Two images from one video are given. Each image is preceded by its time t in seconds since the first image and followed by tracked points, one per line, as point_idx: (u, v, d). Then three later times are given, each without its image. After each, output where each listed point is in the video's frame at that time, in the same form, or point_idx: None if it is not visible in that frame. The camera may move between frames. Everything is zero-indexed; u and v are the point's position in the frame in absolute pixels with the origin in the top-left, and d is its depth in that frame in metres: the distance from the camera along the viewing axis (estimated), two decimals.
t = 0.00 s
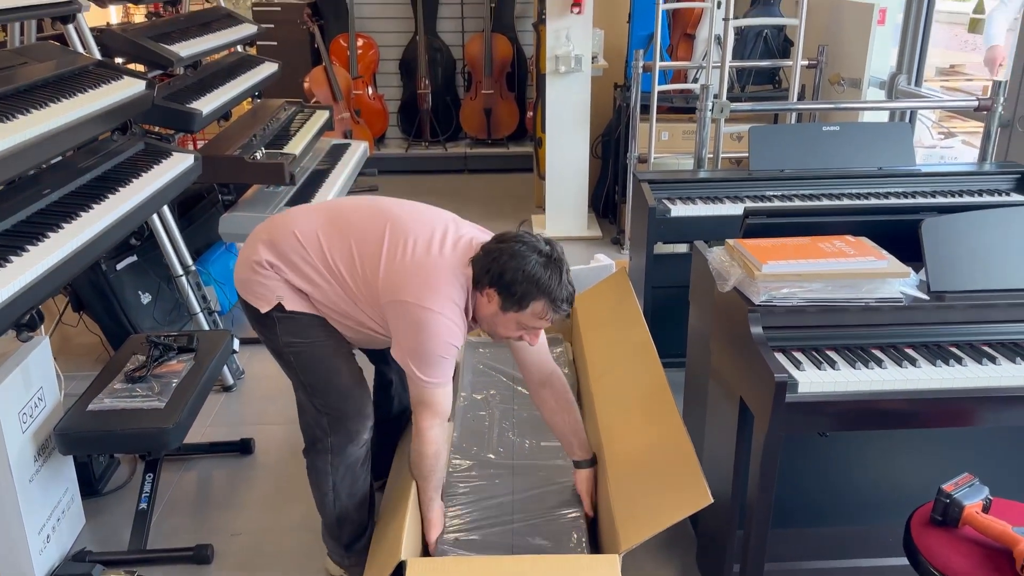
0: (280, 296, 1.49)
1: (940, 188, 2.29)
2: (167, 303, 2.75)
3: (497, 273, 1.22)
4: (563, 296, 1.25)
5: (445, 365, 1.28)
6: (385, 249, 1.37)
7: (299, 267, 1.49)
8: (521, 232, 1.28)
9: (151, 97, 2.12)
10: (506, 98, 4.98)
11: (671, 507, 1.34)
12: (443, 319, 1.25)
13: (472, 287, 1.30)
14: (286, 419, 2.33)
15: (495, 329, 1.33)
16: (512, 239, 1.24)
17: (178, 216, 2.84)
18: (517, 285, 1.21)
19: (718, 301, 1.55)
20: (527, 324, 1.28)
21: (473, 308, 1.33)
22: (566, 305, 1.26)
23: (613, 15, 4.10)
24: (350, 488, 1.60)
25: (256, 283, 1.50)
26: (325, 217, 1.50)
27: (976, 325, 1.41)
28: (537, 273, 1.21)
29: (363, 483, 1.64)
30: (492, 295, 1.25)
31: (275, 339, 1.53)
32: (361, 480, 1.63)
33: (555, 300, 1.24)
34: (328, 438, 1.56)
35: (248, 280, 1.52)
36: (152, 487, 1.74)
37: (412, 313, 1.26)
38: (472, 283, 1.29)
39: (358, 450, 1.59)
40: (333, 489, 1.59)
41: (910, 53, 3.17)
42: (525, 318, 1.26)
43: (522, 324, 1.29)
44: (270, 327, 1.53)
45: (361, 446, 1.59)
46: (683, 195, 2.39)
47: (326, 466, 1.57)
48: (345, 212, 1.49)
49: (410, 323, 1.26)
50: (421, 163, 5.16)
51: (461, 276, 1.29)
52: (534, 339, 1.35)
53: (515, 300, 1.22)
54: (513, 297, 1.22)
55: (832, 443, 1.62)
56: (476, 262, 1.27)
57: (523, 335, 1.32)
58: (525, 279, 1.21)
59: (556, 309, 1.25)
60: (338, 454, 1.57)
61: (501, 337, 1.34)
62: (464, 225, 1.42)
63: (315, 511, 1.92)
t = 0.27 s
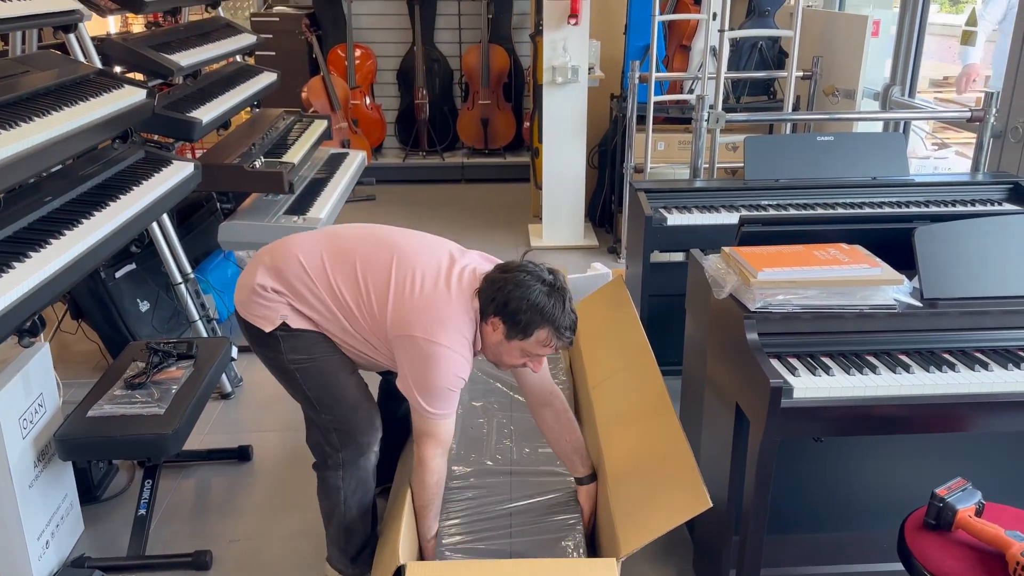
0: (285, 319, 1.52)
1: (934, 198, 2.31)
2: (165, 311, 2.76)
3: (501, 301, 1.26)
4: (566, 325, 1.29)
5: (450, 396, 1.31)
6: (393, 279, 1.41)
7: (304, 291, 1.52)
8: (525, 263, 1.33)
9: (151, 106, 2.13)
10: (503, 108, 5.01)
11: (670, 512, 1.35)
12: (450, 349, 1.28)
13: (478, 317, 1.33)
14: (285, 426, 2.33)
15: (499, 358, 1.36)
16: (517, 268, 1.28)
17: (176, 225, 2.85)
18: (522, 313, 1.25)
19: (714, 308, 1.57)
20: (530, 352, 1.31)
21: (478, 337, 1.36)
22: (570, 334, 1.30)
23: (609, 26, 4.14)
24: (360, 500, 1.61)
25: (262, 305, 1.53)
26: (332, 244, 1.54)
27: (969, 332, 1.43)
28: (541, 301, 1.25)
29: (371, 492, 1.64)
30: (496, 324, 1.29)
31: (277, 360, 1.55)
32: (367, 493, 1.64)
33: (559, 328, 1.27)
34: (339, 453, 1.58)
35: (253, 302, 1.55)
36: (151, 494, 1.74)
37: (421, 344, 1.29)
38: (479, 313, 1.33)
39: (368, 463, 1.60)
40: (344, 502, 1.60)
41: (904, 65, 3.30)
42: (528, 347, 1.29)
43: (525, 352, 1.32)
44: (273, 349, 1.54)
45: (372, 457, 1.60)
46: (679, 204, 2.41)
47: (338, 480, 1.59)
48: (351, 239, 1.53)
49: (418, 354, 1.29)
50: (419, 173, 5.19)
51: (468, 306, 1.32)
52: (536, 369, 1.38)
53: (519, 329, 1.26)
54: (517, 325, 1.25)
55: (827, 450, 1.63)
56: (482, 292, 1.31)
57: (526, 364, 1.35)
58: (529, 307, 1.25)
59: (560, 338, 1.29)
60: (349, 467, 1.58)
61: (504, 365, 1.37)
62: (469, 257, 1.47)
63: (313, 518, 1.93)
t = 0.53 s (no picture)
0: (281, 337, 1.56)
1: (929, 207, 2.34)
2: (166, 318, 2.77)
3: (486, 309, 1.31)
4: (550, 328, 1.33)
5: (436, 403, 1.34)
6: (381, 293, 1.45)
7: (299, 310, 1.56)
8: (506, 270, 1.38)
9: (154, 115, 2.15)
10: (502, 118, 5.05)
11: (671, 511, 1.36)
12: (433, 355, 1.32)
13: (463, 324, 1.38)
14: (285, 433, 2.35)
15: (488, 363, 1.40)
16: (498, 275, 1.34)
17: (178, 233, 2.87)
18: (505, 317, 1.30)
19: (712, 314, 1.59)
20: (518, 356, 1.35)
21: (466, 344, 1.40)
22: (554, 336, 1.34)
23: (607, 37, 4.18)
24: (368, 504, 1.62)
25: (257, 323, 1.56)
26: (324, 265, 1.59)
27: (963, 339, 1.45)
28: (524, 306, 1.30)
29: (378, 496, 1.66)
30: (483, 331, 1.34)
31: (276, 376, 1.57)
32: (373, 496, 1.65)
33: (543, 331, 1.32)
34: (347, 459, 1.58)
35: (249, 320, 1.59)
36: (153, 499, 1.76)
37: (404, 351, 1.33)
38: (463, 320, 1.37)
39: (375, 467, 1.61)
40: (352, 507, 1.61)
41: (900, 74, 3.31)
42: (515, 350, 1.34)
43: (514, 356, 1.36)
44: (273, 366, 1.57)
45: (379, 461, 1.61)
46: (677, 213, 2.44)
47: (347, 485, 1.60)
48: (343, 260, 1.58)
49: (402, 361, 1.33)
50: (418, 182, 5.21)
51: (451, 315, 1.37)
52: (524, 373, 1.42)
53: (504, 333, 1.31)
54: (502, 329, 1.30)
55: (824, 456, 1.65)
56: (466, 300, 1.36)
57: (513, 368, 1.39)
58: (512, 312, 1.30)
59: (545, 341, 1.33)
60: (358, 472, 1.59)
61: (495, 371, 1.41)
62: (456, 270, 1.51)
63: (314, 524, 1.94)
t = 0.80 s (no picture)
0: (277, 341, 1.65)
1: (926, 217, 2.36)
2: (169, 326, 2.79)
3: (466, 280, 1.39)
4: (529, 291, 1.39)
5: (417, 372, 1.43)
6: (365, 280, 1.55)
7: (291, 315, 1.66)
8: (482, 242, 1.46)
9: (159, 125, 2.18)
10: (502, 128, 5.07)
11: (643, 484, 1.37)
12: (415, 324, 1.42)
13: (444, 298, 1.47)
14: (287, 440, 2.36)
15: (475, 336, 1.47)
16: (474, 247, 1.42)
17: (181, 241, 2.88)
18: (482, 284, 1.37)
19: (712, 322, 1.60)
20: (498, 322, 1.42)
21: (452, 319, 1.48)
22: (534, 300, 1.40)
23: (607, 49, 4.21)
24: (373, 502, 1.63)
25: (255, 324, 1.67)
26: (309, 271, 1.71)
27: (960, 347, 1.47)
28: (500, 273, 1.37)
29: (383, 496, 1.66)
30: (465, 303, 1.41)
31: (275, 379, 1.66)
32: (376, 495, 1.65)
33: (522, 296, 1.38)
34: (349, 453, 1.61)
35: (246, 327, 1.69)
36: (157, 505, 1.77)
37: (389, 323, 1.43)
38: (443, 294, 1.46)
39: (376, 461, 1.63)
40: (357, 504, 1.62)
41: (898, 86, 3.33)
42: (498, 316, 1.40)
43: (494, 323, 1.43)
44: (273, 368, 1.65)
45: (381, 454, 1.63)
46: (676, 223, 2.46)
47: (352, 481, 1.61)
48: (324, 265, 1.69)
49: (387, 332, 1.43)
50: (419, 192, 5.24)
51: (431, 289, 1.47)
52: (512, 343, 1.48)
53: (484, 300, 1.37)
54: (481, 296, 1.37)
55: (823, 463, 1.66)
56: (448, 276, 1.45)
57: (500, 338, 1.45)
58: (489, 279, 1.37)
59: (525, 307, 1.40)
60: (360, 465, 1.61)
61: (483, 342, 1.48)
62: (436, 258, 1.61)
63: (316, 530, 1.95)
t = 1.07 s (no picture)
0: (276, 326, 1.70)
1: (928, 227, 2.37)
2: (174, 334, 2.80)
3: (458, 227, 1.44)
4: (520, 234, 1.44)
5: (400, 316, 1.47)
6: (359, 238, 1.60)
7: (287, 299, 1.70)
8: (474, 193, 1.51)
9: (167, 134, 2.20)
10: (506, 138, 5.08)
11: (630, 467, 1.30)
12: (406, 276, 1.46)
13: (435, 248, 1.51)
14: (291, 447, 2.37)
15: (469, 284, 1.51)
16: (465, 196, 1.47)
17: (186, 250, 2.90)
18: (473, 228, 1.42)
19: (715, 330, 1.61)
20: (489, 266, 1.46)
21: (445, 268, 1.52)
22: (527, 242, 1.45)
23: (609, 59, 4.24)
24: (361, 501, 1.63)
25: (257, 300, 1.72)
26: (298, 247, 1.75)
27: (961, 355, 1.48)
28: (489, 217, 1.42)
29: (375, 497, 1.66)
30: (458, 250, 1.46)
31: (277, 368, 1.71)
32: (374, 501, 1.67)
33: (513, 238, 1.43)
34: (338, 450, 1.63)
35: (247, 310, 1.74)
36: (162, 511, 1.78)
37: (380, 275, 1.47)
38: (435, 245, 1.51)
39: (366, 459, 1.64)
40: (346, 504, 1.63)
41: (900, 96, 3.35)
42: (492, 260, 1.44)
43: (486, 267, 1.46)
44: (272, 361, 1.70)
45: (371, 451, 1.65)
46: (679, 232, 2.47)
47: (341, 478, 1.63)
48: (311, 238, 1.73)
49: (377, 280, 1.47)
50: (423, 201, 5.26)
51: (419, 241, 1.51)
52: (508, 288, 1.52)
53: (478, 244, 1.42)
54: (475, 241, 1.42)
55: (826, 470, 1.67)
56: (440, 227, 1.50)
57: (494, 283, 1.49)
58: (480, 224, 1.42)
59: (518, 249, 1.44)
60: (349, 462, 1.63)
61: (480, 290, 1.51)
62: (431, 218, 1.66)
63: (321, 537, 1.96)
